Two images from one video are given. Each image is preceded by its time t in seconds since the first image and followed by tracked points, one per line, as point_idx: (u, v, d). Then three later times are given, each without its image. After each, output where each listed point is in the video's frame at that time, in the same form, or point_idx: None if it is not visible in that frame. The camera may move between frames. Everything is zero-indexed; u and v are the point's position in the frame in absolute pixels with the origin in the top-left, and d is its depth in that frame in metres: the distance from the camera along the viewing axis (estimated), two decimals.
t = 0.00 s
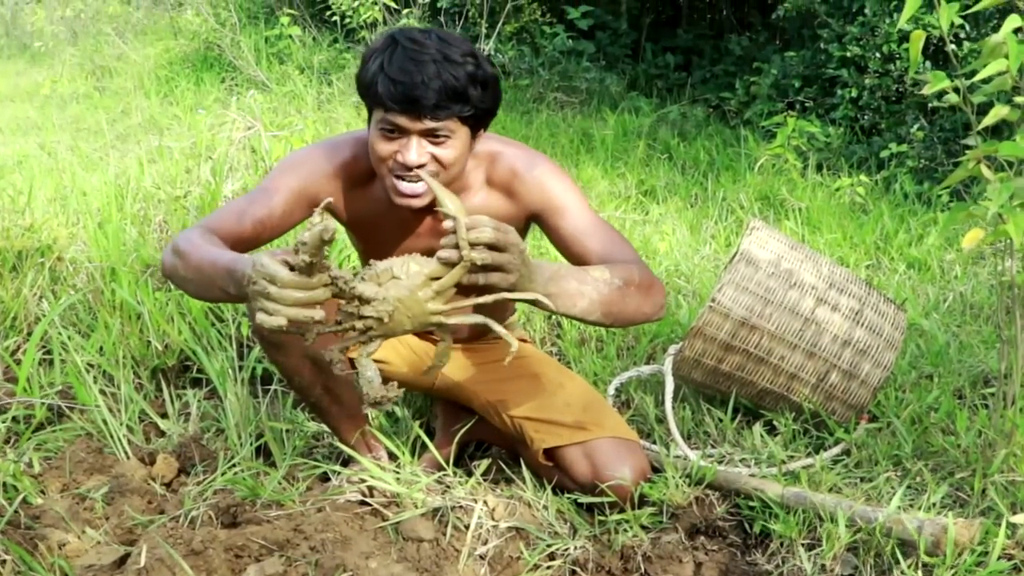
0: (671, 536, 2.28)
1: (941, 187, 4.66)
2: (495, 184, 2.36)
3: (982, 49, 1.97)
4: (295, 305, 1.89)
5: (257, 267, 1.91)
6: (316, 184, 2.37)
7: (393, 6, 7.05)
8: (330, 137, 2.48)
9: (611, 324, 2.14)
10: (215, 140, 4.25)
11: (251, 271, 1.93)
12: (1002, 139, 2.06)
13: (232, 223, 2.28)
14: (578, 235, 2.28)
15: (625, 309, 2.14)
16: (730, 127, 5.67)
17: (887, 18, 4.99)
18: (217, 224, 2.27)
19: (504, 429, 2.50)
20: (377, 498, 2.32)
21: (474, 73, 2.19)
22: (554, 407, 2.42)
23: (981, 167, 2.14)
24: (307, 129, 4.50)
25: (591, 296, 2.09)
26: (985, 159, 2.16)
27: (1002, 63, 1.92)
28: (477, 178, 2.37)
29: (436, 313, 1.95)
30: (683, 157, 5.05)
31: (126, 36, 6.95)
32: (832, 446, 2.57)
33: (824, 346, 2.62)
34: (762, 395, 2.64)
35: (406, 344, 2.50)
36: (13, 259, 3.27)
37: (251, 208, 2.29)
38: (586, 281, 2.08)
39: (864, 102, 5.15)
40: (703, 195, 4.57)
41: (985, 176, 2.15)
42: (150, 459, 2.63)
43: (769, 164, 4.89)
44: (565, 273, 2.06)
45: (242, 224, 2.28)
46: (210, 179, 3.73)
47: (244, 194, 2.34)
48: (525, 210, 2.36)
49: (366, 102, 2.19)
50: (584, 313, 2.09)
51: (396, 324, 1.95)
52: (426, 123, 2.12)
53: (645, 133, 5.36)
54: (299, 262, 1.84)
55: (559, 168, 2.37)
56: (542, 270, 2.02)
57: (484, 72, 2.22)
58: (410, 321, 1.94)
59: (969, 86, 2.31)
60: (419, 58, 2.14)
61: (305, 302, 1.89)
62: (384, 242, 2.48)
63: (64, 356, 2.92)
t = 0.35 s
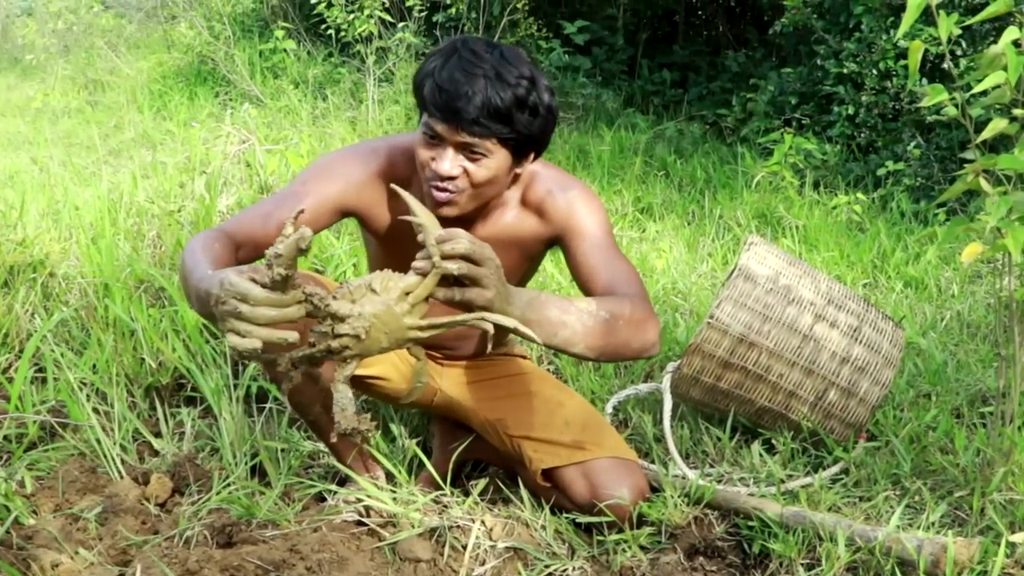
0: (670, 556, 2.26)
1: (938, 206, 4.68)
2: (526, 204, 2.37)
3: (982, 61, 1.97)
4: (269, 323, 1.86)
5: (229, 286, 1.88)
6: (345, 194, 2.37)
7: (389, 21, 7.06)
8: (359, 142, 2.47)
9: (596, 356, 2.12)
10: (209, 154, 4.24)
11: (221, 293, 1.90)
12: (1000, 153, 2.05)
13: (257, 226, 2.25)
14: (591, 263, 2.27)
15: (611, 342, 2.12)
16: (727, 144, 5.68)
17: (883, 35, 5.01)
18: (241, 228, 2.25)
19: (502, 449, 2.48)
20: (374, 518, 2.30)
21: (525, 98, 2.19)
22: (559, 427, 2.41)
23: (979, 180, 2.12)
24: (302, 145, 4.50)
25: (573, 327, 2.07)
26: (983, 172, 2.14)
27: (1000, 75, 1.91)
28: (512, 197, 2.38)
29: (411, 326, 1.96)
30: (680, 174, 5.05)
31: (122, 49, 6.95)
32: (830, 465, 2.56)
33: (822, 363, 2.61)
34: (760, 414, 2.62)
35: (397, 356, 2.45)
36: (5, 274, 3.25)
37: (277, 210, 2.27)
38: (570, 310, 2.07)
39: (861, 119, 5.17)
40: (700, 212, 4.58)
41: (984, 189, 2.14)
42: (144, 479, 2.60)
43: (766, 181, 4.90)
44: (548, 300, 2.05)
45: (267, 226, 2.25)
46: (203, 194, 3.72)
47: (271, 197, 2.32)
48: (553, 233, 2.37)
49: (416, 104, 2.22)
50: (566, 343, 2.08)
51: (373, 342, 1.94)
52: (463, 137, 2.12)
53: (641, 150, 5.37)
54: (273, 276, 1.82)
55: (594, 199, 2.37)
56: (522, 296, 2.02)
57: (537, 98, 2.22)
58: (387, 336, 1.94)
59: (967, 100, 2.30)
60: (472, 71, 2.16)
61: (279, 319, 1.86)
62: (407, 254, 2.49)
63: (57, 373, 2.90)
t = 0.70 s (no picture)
0: (668, 565, 2.25)
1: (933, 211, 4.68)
2: (543, 221, 2.37)
3: (981, 65, 1.96)
4: (259, 320, 1.86)
5: (219, 282, 1.86)
6: (361, 198, 2.34)
7: (385, 25, 7.05)
8: (384, 147, 2.45)
9: (586, 385, 2.09)
10: (205, 159, 4.23)
11: (207, 286, 1.88)
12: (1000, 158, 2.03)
13: (267, 222, 2.24)
14: (598, 290, 2.27)
15: (606, 373, 2.10)
16: (722, 149, 5.68)
17: (879, 40, 5.02)
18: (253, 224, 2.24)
19: (499, 456, 2.46)
20: (369, 527, 2.28)
21: (561, 120, 2.18)
22: (559, 434, 2.39)
23: (979, 185, 2.11)
24: (298, 149, 4.49)
25: (568, 355, 2.05)
26: (983, 177, 2.13)
27: (999, 80, 1.90)
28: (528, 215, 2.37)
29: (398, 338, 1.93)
30: (676, 179, 5.05)
31: (118, 54, 6.95)
32: (828, 472, 2.54)
33: (820, 370, 2.60)
34: (757, 420, 2.61)
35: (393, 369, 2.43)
36: None
37: (288, 209, 2.26)
38: (567, 339, 2.04)
39: (856, 124, 5.17)
40: (696, 217, 4.57)
41: (983, 195, 2.13)
42: (138, 487, 2.58)
43: (762, 186, 4.90)
44: (546, 327, 2.02)
45: (276, 224, 2.24)
46: (198, 198, 3.71)
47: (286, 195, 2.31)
48: (564, 254, 2.36)
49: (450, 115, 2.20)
50: (560, 370, 2.05)
51: (361, 354, 1.93)
52: (493, 154, 2.10)
53: (637, 154, 5.37)
54: (269, 271, 1.83)
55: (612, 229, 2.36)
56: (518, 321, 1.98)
57: (571, 121, 2.21)
58: (376, 351, 1.92)
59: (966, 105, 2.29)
60: (509, 87, 2.15)
61: (271, 318, 1.87)
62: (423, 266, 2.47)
63: (50, 380, 2.88)
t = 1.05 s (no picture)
0: (665, 567, 2.23)
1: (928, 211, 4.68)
2: (540, 225, 2.36)
3: (979, 64, 1.95)
4: (274, 321, 1.82)
5: (240, 279, 1.84)
6: (355, 202, 2.33)
7: (380, 25, 7.04)
8: (379, 148, 2.43)
9: (604, 404, 2.10)
10: (199, 159, 4.21)
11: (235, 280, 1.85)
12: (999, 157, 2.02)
13: (260, 225, 2.23)
14: (600, 296, 2.27)
15: (620, 389, 2.11)
16: (718, 149, 5.68)
17: (873, 39, 5.02)
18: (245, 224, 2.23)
19: (495, 458, 2.45)
20: (365, 529, 2.26)
21: (557, 121, 2.16)
22: (557, 437, 2.38)
23: (977, 185, 2.10)
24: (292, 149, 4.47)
25: (585, 377, 2.04)
26: (981, 177, 2.12)
27: (998, 78, 1.89)
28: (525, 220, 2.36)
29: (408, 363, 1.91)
30: (671, 179, 5.04)
31: (113, 54, 6.93)
32: (826, 472, 2.53)
33: (817, 370, 2.59)
34: (754, 421, 2.60)
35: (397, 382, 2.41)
36: None
37: (281, 212, 2.25)
38: (584, 361, 2.04)
39: (851, 124, 5.16)
40: (692, 217, 4.56)
41: (981, 195, 2.12)
42: (132, 489, 2.57)
43: (757, 186, 4.90)
44: (564, 351, 2.02)
45: (270, 227, 2.23)
46: (192, 198, 3.69)
47: (280, 195, 2.30)
48: (563, 258, 2.35)
49: (444, 123, 2.19)
50: (578, 392, 2.04)
51: (367, 376, 1.91)
52: (491, 160, 2.09)
53: (633, 154, 5.36)
54: (294, 270, 1.78)
55: (609, 230, 2.35)
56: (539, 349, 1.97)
57: (567, 122, 2.20)
58: (382, 377, 1.90)
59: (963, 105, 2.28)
60: (504, 92, 2.14)
61: (285, 321, 1.82)
62: (418, 269, 2.46)
63: (44, 381, 2.86)
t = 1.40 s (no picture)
0: (661, 564, 2.22)
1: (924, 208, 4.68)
2: (526, 221, 2.34)
3: (976, 53, 1.93)
4: (294, 306, 1.81)
5: (261, 269, 1.84)
6: (338, 201, 2.32)
7: (374, 22, 7.02)
8: (358, 146, 2.42)
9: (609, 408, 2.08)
10: (192, 155, 4.19)
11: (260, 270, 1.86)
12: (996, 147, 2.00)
13: (242, 228, 2.20)
14: (592, 294, 2.26)
15: (622, 391, 2.10)
16: (713, 147, 5.67)
17: (868, 36, 5.01)
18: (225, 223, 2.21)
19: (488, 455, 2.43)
20: (358, 526, 2.24)
21: (538, 111, 2.15)
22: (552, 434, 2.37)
23: (974, 176, 2.08)
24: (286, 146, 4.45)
25: (591, 384, 2.02)
26: (978, 168, 2.10)
27: (995, 67, 1.87)
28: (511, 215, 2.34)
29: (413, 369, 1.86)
30: (667, 177, 5.03)
31: (106, 51, 6.90)
32: (823, 469, 2.52)
33: (813, 365, 2.57)
34: (750, 417, 2.59)
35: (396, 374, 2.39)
36: None
37: (263, 214, 2.22)
38: (590, 367, 2.02)
39: (847, 122, 5.15)
40: (687, 214, 4.55)
41: (979, 185, 2.08)
42: (124, 486, 2.54)
43: (752, 183, 4.89)
44: (570, 358, 1.99)
45: (252, 229, 2.21)
46: (184, 195, 3.67)
47: (260, 196, 2.27)
48: (553, 254, 2.34)
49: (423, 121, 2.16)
50: (584, 399, 2.02)
51: (369, 380, 1.87)
52: (476, 157, 2.07)
53: (628, 152, 5.35)
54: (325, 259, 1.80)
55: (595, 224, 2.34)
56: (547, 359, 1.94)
57: (548, 111, 2.18)
58: (385, 383, 1.86)
59: (961, 94, 2.25)
60: (483, 86, 2.11)
61: (304, 308, 1.81)
62: (405, 266, 2.45)
63: (36, 377, 2.84)
